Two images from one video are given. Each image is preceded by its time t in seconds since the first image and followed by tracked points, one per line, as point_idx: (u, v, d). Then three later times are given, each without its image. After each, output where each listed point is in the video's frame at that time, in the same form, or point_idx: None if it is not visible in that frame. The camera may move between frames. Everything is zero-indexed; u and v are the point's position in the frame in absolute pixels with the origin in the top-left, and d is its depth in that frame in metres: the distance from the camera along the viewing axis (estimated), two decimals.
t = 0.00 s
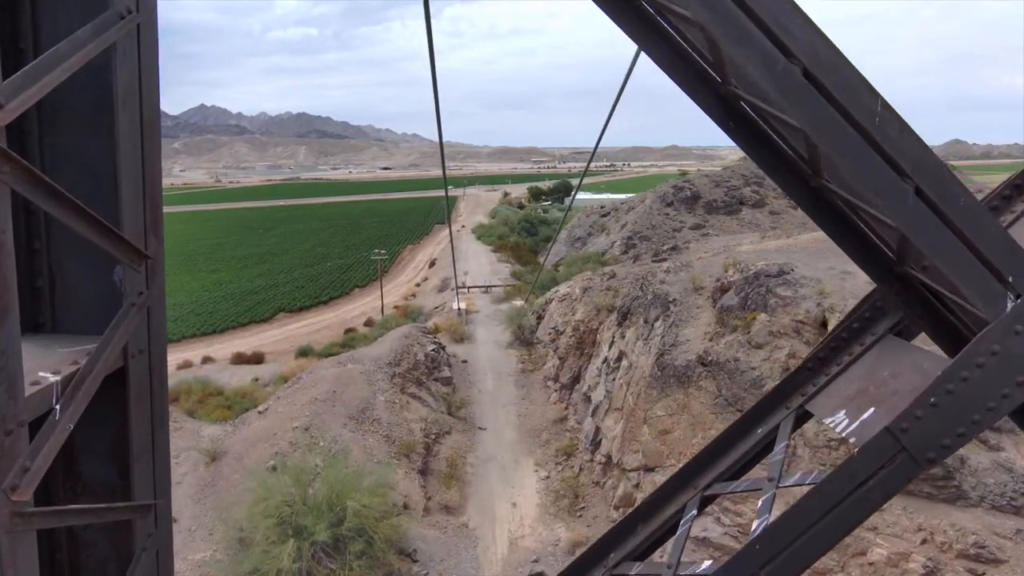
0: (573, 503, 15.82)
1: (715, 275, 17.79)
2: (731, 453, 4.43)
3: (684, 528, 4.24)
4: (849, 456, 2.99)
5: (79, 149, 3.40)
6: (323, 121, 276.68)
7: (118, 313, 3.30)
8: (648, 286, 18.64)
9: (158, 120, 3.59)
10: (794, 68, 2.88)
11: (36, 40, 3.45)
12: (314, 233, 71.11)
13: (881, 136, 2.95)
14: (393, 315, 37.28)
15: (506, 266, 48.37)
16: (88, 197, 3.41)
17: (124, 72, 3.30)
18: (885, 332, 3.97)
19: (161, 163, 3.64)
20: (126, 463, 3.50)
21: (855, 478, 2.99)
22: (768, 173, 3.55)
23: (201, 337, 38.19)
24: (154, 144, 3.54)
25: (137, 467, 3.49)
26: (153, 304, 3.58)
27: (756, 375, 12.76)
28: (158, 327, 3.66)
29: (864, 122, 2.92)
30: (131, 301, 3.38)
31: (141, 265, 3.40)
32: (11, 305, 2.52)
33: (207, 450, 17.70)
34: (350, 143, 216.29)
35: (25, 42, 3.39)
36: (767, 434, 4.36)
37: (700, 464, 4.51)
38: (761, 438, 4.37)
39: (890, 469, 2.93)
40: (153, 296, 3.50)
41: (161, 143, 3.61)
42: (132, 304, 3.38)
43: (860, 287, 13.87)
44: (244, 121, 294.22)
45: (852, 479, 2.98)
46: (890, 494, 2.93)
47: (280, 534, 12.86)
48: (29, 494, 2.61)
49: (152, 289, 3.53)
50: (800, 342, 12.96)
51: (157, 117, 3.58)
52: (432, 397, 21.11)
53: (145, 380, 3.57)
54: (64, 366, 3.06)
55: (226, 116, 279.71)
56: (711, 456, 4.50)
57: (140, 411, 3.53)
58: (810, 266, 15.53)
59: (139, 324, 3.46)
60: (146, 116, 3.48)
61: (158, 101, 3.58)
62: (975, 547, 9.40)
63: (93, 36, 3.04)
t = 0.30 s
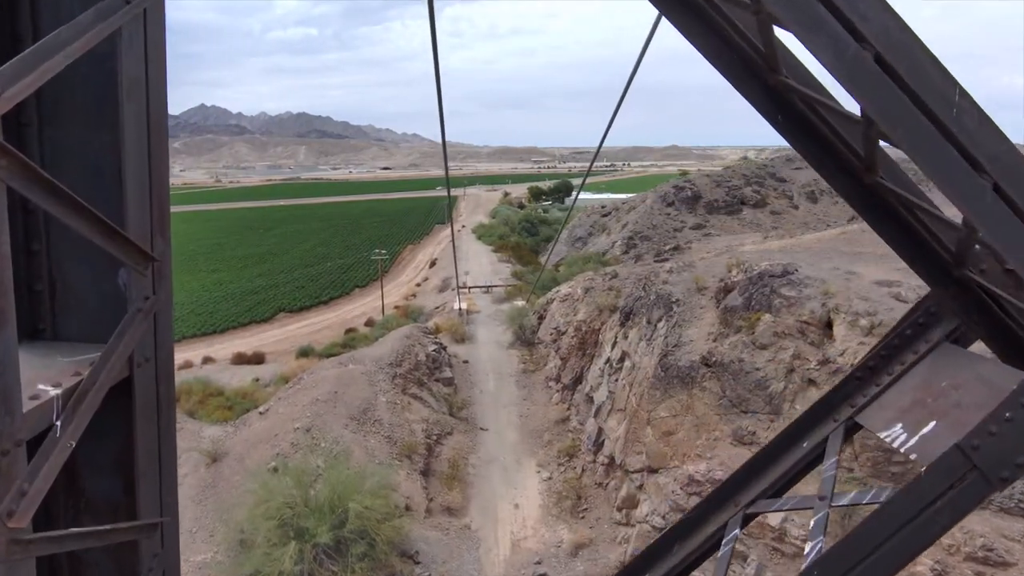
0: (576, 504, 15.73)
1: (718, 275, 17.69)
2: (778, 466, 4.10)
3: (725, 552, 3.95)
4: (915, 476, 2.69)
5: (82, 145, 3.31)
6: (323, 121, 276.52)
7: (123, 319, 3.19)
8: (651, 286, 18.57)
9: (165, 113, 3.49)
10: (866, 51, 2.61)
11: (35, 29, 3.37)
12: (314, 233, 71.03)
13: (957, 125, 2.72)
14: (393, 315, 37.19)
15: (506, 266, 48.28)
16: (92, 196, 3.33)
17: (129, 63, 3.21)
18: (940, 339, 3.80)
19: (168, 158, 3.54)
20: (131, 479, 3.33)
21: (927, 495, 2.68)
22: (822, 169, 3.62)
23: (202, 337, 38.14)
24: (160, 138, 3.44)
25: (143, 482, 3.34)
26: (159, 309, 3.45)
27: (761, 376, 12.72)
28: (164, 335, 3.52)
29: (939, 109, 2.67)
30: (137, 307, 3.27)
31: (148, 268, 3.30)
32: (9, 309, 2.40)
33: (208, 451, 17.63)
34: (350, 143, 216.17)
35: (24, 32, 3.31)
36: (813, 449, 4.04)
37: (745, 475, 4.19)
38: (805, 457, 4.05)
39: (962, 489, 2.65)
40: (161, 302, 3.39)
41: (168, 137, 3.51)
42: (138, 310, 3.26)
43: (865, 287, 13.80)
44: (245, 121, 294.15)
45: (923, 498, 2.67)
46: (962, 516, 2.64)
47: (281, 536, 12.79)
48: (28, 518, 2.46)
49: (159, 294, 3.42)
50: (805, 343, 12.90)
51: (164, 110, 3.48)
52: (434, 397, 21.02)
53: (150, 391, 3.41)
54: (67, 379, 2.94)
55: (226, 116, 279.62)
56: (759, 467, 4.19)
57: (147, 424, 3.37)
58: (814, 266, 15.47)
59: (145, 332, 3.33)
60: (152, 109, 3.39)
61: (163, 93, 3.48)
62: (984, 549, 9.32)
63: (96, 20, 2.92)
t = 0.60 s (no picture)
0: (578, 505, 15.63)
1: (721, 275, 17.60)
2: (824, 480, 3.36)
3: None
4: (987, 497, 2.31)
5: (79, 140, 3.20)
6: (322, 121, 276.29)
7: (120, 326, 3.04)
8: (654, 286, 18.44)
9: (168, 108, 3.36)
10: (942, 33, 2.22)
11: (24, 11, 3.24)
12: (314, 232, 70.90)
13: None
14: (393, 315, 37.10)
15: (507, 266, 48.17)
16: (89, 193, 3.22)
17: (128, 53, 3.07)
18: (1000, 347, 3.11)
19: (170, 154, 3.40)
20: (131, 498, 3.18)
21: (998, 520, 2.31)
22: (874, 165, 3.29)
23: (202, 336, 38.08)
24: (162, 132, 3.30)
25: (143, 499, 3.19)
26: (160, 316, 3.30)
27: (765, 376, 12.63)
28: (166, 344, 3.35)
29: None
30: (135, 313, 3.12)
31: (147, 271, 3.14)
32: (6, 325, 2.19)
33: (208, 451, 17.56)
34: (350, 143, 215.84)
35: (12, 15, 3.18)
36: (862, 465, 3.26)
37: (781, 494, 3.47)
38: (850, 476, 3.26)
39: None
40: (161, 308, 3.24)
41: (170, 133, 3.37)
42: (136, 317, 3.11)
43: (870, 288, 13.72)
44: (245, 121, 293.89)
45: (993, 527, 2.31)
46: None
47: (282, 538, 12.70)
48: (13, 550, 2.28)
49: (160, 300, 3.27)
50: (809, 344, 12.81)
51: (166, 106, 3.34)
52: (435, 398, 20.91)
53: (152, 403, 3.24)
54: (57, 395, 2.81)
55: (226, 116, 279.44)
56: (792, 489, 3.49)
57: (147, 438, 3.20)
58: (818, 266, 15.38)
59: (145, 340, 3.17)
60: (154, 106, 3.24)
61: (166, 87, 3.35)
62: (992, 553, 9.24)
63: (91, 2, 2.75)
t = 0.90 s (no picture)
0: (579, 506, 15.55)
1: (723, 275, 17.54)
2: (873, 498, 2.66)
3: None
4: None
5: (66, 127, 3.07)
6: (323, 121, 276.22)
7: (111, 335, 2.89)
8: (656, 286, 18.35)
9: (162, 98, 3.23)
10: None
11: None
12: (314, 232, 70.83)
13: None
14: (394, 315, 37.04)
15: (507, 266, 48.10)
16: (78, 184, 3.07)
17: (118, 36, 2.94)
18: None
19: (164, 145, 3.27)
20: (122, 518, 3.06)
21: None
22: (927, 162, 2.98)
23: (202, 336, 38.03)
24: (155, 122, 3.17)
25: (134, 520, 3.06)
26: (153, 322, 3.19)
27: (769, 377, 12.54)
28: (160, 352, 3.23)
29: None
30: (126, 321, 2.98)
31: (138, 275, 3.02)
32: None
33: (208, 452, 17.49)
34: (350, 142, 215.69)
35: None
36: (913, 483, 2.54)
37: (820, 516, 2.76)
38: (902, 492, 2.55)
39: None
40: (153, 314, 3.11)
41: (164, 123, 3.24)
42: (128, 325, 2.97)
43: (874, 288, 13.65)
44: (245, 121, 293.75)
45: None
46: None
47: (282, 540, 12.61)
48: None
49: (153, 305, 3.16)
50: (813, 345, 12.74)
51: (160, 95, 3.23)
52: (436, 398, 20.81)
53: (144, 415, 3.13)
54: (39, 410, 2.64)
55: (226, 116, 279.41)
56: (830, 509, 2.75)
57: (139, 452, 3.09)
58: (821, 266, 15.31)
59: (137, 350, 3.05)
60: (145, 98, 3.11)
61: (160, 75, 3.23)
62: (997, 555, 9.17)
63: None
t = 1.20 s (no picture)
0: (581, 507, 15.48)
1: (726, 275, 17.47)
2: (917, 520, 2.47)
3: None
4: None
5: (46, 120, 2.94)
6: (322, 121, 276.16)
7: (96, 343, 2.78)
8: (658, 287, 18.27)
9: (150, 91, 3.15)
10: None
11: None
12: (314, 232, 70.76)
13: None
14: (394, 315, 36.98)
15: (507, 266, 48.03)
16: (61, 179, 2.93)
17: (101, 23, 2.83)
18: None
19: (152, 138, 3.18)
20: (106, 540, 2.98)
21: None
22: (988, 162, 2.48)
23: (201, 336, 37.96)
24: (142, 114, 3.08)
25: (120, 543, 2.98)
26: (142, 330, 3.09)
27: (772, 377, 12.46)
28: (148, 361, 3.13)
29: None
30: (112, 329, 2.87)
31: (125, 280, 2.91)
32: None
33: (208, 453, 17.41)
34: (350, 142, 215.54)
35: None
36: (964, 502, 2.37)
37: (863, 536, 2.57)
38: (946, 515, 2.38)
39: None
40: (141, 321, 3.01)
41: (153, 117, 3.16)
42: (113, 333, 2.86)
43: (877, 288, 13.60)
44: (245, 121, 293.71)
45: None
46: None
47: (282, 542, 12.54)
48: None
49: (141, 312, 3.05)
50: (816, 345, 12.66)
51: (149, 88, 3.14)
52: (436, 399, 20.72)
53: (132, 429, 3.04)
54: (14, 430, 2.50)
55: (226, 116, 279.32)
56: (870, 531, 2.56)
57: (126, 467, 2.99)
58: (824, 267, 15.24)
59: (123, 360, 2.95)
60: (131, 90, 3.00)
61: (148, 66, 3.13)
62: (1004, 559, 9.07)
63: None
